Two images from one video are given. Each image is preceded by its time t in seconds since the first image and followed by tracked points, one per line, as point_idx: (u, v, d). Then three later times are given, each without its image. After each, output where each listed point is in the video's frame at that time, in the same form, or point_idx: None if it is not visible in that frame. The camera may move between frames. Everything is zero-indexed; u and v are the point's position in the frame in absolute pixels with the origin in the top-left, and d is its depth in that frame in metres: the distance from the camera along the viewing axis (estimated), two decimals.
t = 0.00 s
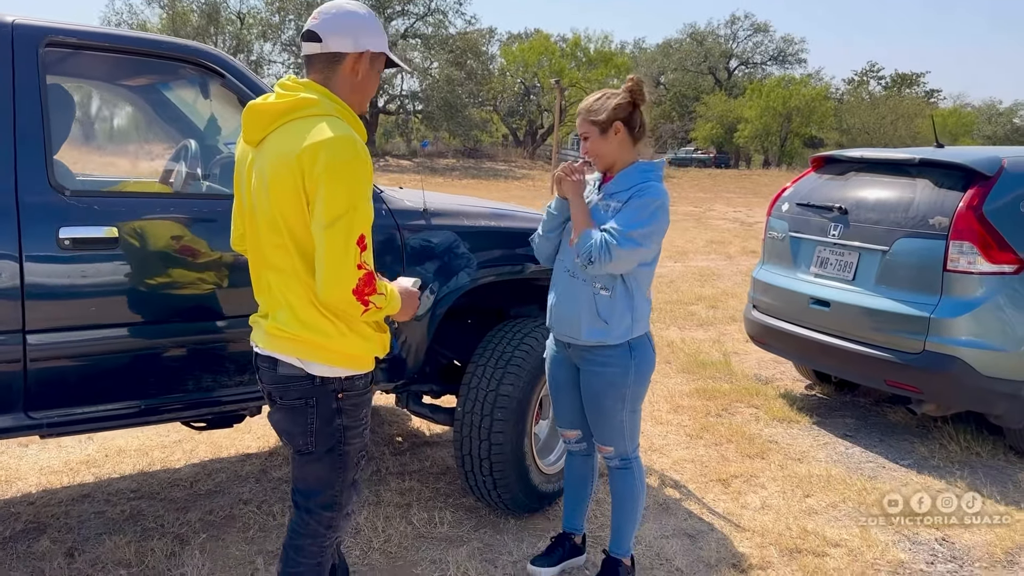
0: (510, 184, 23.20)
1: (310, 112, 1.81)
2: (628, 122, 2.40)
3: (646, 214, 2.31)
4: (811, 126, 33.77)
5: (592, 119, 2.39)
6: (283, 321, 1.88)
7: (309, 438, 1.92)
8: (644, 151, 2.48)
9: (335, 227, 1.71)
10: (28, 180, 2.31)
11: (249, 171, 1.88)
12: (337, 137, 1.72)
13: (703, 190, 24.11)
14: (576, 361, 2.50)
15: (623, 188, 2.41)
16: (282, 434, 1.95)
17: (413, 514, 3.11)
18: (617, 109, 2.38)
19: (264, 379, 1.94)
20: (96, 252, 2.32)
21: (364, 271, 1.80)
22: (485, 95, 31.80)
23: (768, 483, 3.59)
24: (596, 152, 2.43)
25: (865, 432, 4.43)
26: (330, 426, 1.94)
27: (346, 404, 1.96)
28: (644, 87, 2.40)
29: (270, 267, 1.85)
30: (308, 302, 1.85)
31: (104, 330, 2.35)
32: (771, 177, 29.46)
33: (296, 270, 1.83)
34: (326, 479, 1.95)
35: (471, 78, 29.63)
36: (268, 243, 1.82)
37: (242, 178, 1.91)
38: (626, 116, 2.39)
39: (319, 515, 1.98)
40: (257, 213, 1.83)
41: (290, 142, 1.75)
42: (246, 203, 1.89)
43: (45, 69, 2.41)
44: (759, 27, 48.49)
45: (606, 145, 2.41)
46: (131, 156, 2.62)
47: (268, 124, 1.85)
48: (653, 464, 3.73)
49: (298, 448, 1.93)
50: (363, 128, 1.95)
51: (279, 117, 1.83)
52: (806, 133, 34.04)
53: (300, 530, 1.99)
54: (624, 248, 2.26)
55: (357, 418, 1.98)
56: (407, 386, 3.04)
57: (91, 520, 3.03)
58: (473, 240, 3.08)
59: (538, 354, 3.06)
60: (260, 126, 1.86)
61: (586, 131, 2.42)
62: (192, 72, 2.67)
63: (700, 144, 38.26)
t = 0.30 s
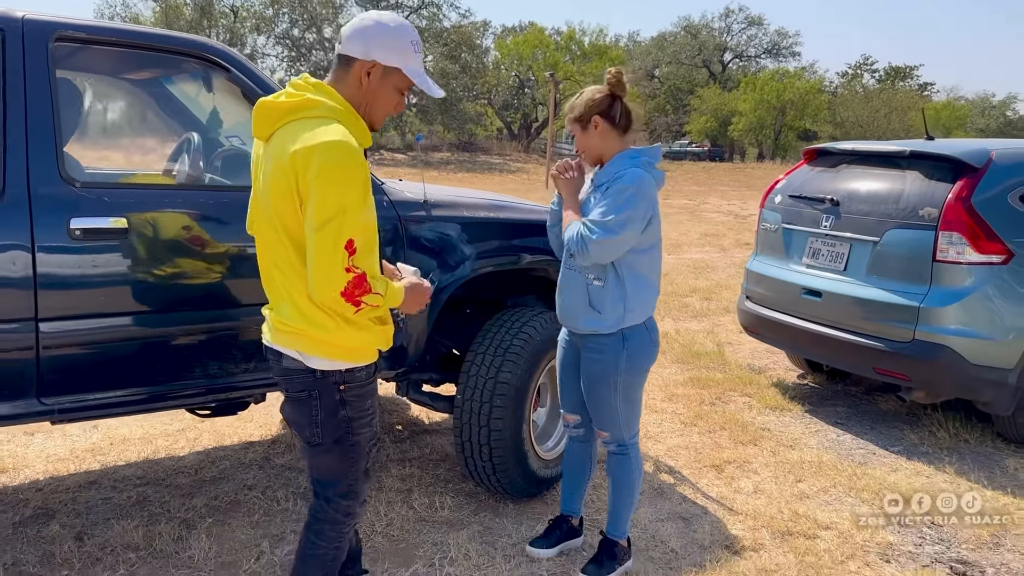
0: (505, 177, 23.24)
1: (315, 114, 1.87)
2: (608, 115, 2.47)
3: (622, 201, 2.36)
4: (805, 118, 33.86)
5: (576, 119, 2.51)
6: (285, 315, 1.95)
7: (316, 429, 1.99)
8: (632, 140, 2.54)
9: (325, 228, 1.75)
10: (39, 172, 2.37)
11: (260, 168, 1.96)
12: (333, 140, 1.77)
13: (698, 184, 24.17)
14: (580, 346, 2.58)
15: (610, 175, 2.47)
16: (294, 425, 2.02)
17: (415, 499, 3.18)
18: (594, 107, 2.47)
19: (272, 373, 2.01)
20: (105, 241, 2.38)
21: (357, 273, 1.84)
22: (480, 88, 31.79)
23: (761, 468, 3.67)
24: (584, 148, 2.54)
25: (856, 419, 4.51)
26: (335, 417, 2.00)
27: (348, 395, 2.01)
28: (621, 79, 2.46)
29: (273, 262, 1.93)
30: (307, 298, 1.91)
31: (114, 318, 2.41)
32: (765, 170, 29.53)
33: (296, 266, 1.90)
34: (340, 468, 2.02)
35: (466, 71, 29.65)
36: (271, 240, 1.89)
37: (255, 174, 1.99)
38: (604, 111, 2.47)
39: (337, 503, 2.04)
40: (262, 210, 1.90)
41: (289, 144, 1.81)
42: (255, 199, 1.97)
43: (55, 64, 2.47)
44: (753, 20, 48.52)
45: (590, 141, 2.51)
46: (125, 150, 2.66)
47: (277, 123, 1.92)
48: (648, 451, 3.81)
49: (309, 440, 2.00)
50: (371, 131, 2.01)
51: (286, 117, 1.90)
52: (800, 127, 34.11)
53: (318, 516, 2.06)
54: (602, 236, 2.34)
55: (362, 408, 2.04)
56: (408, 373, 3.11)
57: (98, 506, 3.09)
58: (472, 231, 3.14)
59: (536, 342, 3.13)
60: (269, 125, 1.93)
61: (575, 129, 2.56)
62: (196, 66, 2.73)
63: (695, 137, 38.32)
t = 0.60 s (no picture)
0: (499, 169, 23.28)
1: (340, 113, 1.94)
2: (587, 116, 2.60)
3: (598, 192, 2.44)
4: (797, 111, 33.96)
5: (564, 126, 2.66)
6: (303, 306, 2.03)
7: (330, 417, 2.08)
8: (620, 135, 2.65)
9: (334, 223, 1.81)
10: (52, 165, 2.44)
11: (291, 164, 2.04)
12: (348, 139, 1.83)
13: (691, 177, 24.26)
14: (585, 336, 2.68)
15: (592, 168, 2.55)
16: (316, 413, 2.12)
17: (416, 484, 3.27)
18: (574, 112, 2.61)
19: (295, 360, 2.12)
20: (117, 232, 2.46)
21: (363, 270, 1.88)
22: (474, 81, 31.80)
23: (751, 454, 3.77)
24: (574, 152, 2.67)
25: (844, 407, 4.62)
26: (346, 407, 2.06)
27: (360, 386, 2.05)
28: (598, 80, 2.55)
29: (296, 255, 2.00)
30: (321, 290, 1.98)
31: (125, 307, 2.49)
32: (757, 163, 29.65)
33: (313, 259, 1.97)
34: (357, 456, 2.10)
35: (460, 64, 29.66)
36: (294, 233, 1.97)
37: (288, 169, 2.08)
38: (585, 114, 2.59)
39: (356, 490, 2.13)
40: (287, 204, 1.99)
41: (309, 141, 1.89)
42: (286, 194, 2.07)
43: (66, 60, 2.54)
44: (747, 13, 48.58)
45: (577, 143, 2.63)
46: (117, 143, 2.70)
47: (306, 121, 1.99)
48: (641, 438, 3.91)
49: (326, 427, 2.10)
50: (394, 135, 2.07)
51: (315, 116, 1.98)
52: (793, 120, 34.21)
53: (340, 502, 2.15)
54: (583, 228, 2.42)
55: (375, 400, 2.08)
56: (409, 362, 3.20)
57: (106, 491, 3.17)
58: (471, 223, 3.22)
59: (534, 331, 3.20)
60: (300, 123, 2.02)
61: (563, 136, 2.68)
62: (201, 61, 2.82)
63: (688, 130, 38.39)
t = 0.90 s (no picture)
0: (492, 163, 23.33)
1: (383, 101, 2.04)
2: (597, 107, 2.66)
3: (610, 186, 2.52)
4: (790, 106, 34.08)
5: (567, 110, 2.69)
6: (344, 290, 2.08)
7: (361, 396, 2.14)
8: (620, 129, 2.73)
9: (406, 203, 1.94)
10: (59, 158, 2.51)
11: (324, 151, 2.10)
12: (412, 124, 1.95)
13: (684, 171, 24.35)
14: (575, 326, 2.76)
15: (595, 161, 2.62)
16: (342, 393, 2.18)
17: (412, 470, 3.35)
18: (584, 101, 2.66)
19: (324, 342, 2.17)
20: (122, 223, 2.53)
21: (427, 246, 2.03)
22: (467, 74, 31.81)
23: (738, 441, 3.87)
24: (573, 139, 2.72)
25: (831, 397, 4.72)
26: (379, 385, 2.14)
27: (393, 367, 2.14)
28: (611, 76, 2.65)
29: (337, 238, 2.07)
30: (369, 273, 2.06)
31: (130, 296, 2.56)
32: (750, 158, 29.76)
33: (361, 242, 2.04)
34: (378, 433, 2.15)
35: (453, 58, 29.67)
36: (337, 215, 2.03)
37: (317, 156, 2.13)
38: (594, 105, 2.65)
39: (373, 466, 2.17)
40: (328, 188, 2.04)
41: (366, 127, 1.97)
42: (320, 181, 2.12)
43: (72, 55, 2.61)
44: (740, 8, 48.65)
45: (579, 132, 2.69)
46: (109, 134, 2.71)
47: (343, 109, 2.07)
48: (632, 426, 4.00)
49: (354, 405, 2.15)
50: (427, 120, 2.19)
51: (356, 104, 2.05)
52: (785, 114, 34.31)
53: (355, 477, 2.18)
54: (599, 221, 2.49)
55: (405, 381, 2.17)
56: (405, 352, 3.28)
57: (108, 477, 3.24)
58: (466, 216, 3.30)
59: (527, 322, 3.29)
60: (337, 111, 2.08)
61: (564, 121, 2.72)
62: (201, 57, 2.89)
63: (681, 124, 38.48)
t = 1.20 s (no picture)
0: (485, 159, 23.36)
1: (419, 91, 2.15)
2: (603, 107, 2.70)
3: (615, 191, 2.59)
4: (782, 103, 34.18)
5: (573, 103, 2.70)
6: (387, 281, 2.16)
7: (386, 384, 2.21)
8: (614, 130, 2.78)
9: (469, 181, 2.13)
10: (57, 155, 2.56)
11: (359, 146, 2.16)
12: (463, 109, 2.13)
13: (676, 168, 24.40)
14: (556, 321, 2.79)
15: (590, 161, 2.67)
16: (367, 378, 2.27)
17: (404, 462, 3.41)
18: (593, 98, 2.69)
19: (351, 329, 2.24)
20: (119, 219, 2.58)
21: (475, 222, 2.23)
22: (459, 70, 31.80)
23: (725, 434, 3.94)
24: (570, 131, 2.74)
25: (817, 391, 4.79)
26: (405, 375, 2.22)
27: (420, 357, 2.23)
28: (618, 78, 2.73)
29: (379, 229, 2.15)
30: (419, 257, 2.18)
31: (127, 291, 2.61)
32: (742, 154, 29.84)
33: (410, 229, 2.15)
34: (397, 422, 2.23)
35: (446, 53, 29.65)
36: (384, 209, 2.13)
37: (347, 150, 2.20)
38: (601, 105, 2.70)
39: (386, 451, 2.24)
40: (371, 180, 2.13)
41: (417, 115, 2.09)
42: (354, 175, 2.18)
43: (70, 54, 2.66)
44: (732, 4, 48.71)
45: (580, 127, 2.71)
46: (104, 129, 2.76)
47: (378, 101, 2.15)
48: (621, 419, 4.07)
49: (376, 393, 2.22)
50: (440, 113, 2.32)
51: (390, 98, 2.15)
52: (777, 111, 34.41)
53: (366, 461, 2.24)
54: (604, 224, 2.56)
55: (429, 371, 2.26)
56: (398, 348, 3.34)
57: (105, 469, 3.29)
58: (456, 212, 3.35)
59: (518, 317, 3.35)
60: (371, 105, 2.15)
61: (564, 112, 2.73)
62: (196, 57, 2.94)
63: (674, 120, 38.55)
